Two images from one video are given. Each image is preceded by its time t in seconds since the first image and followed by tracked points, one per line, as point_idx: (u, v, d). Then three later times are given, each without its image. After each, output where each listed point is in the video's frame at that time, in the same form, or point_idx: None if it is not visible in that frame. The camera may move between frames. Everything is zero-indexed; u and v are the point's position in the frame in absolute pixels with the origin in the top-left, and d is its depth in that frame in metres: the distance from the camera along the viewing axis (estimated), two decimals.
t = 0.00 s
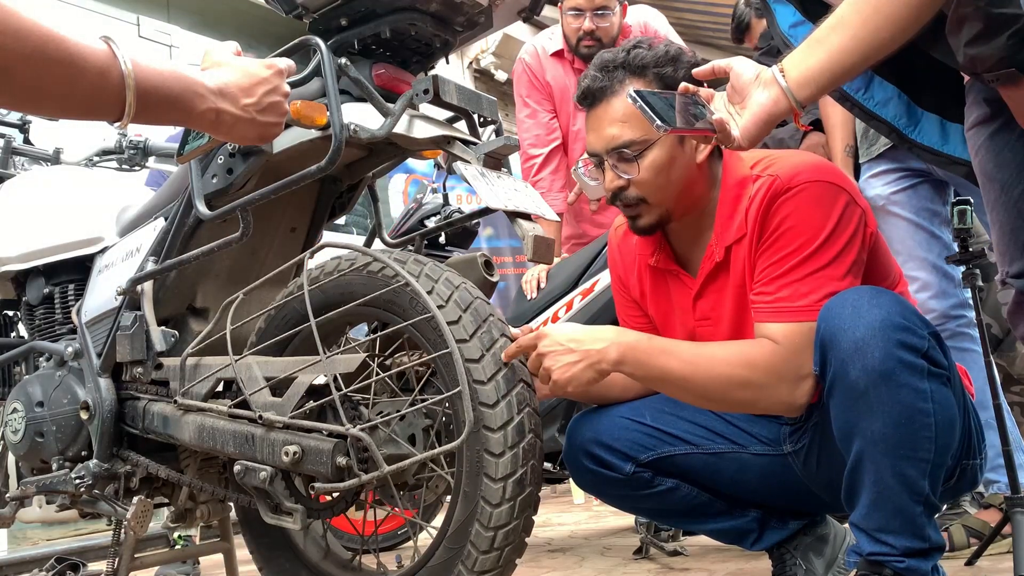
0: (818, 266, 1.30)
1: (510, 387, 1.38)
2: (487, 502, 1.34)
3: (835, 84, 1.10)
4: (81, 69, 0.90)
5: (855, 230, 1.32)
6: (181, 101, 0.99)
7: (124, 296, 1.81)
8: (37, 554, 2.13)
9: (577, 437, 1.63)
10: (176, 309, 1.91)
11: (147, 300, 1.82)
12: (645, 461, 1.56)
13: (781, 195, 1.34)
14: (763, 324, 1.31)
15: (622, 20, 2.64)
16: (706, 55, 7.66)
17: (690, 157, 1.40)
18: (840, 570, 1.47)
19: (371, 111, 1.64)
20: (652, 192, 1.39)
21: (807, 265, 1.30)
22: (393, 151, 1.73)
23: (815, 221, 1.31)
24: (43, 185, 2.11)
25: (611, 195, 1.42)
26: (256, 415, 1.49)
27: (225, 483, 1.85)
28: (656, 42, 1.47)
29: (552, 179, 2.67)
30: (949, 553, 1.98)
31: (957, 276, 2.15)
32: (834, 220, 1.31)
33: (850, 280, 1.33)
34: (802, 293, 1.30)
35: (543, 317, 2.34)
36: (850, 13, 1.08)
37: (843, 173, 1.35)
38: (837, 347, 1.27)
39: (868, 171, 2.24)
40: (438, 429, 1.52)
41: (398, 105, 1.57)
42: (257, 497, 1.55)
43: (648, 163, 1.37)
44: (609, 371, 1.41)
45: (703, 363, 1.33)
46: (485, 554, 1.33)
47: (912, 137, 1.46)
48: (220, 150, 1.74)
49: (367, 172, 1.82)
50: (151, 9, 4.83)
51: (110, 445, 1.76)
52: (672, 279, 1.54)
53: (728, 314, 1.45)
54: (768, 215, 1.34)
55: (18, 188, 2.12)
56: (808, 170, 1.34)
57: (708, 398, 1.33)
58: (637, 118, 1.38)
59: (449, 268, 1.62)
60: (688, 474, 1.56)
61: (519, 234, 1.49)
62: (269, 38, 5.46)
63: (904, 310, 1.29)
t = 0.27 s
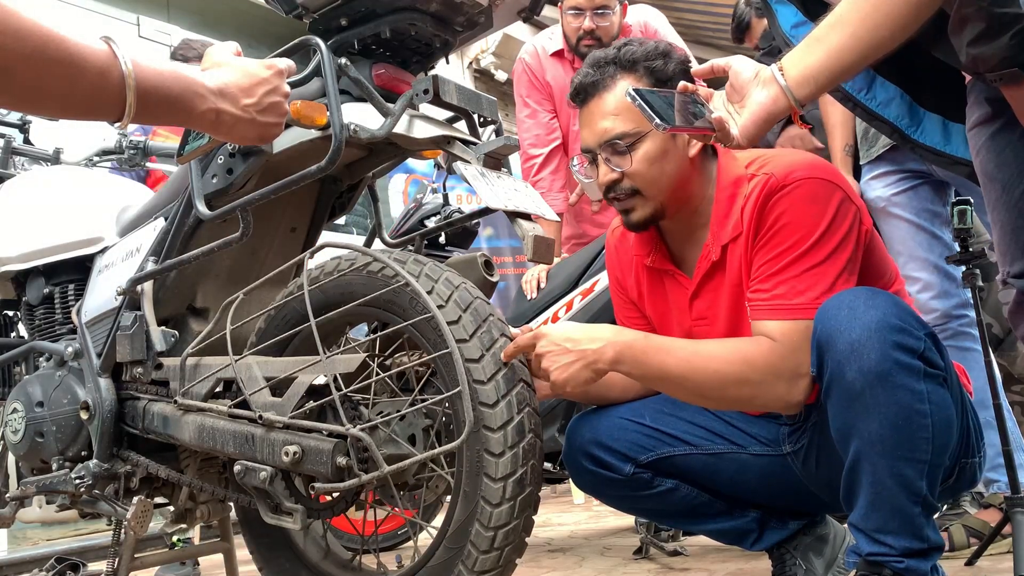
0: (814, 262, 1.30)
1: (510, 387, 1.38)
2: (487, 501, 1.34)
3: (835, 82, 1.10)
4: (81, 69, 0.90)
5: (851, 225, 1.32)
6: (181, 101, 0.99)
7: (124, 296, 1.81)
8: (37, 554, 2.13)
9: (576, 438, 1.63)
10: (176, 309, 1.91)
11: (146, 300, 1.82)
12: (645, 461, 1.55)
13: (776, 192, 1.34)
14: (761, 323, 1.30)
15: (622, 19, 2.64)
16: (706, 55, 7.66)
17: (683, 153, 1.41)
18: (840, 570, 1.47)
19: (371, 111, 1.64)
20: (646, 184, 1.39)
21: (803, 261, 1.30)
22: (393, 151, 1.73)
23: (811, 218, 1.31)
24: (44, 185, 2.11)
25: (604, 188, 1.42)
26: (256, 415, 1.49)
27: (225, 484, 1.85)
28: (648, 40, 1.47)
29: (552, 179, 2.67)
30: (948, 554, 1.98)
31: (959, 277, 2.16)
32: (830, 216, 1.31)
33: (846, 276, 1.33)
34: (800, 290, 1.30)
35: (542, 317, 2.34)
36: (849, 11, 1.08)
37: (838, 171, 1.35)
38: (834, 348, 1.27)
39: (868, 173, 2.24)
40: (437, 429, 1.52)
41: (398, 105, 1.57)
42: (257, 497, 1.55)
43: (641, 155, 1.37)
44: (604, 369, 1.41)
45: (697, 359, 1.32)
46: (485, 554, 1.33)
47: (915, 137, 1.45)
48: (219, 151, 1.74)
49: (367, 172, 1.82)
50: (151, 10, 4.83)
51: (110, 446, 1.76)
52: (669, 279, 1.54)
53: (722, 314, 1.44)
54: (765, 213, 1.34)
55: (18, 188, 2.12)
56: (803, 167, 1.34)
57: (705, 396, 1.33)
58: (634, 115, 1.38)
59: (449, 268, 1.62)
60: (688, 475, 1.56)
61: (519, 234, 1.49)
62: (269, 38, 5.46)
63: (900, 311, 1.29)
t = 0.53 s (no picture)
0: (810, 255, 1.29)
1: (510, 387, 1.38)
2: (487, 501, 1.34)
3: (835, 81, 1.10)
4: (81, 69, 0.91)
5: (846, 220, 1.31)
6: (181, 102, 1.00)
7: (124, 296, 1.81)
8: (37, 554, 2.13)
9: (576, 439, 1.63)
10: (176, 309, 1.91)
11: (146, 299, 1.82)
12: (645, 462, 1.56)
13: (771, 189, 1.33)
14: (757, 318, 1.29)
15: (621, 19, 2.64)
16: (706, 55, 7.66)
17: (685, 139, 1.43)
18: (840, 570, 1.47)
19: (371, 111, 1.64)
20: (652, 160, 1.40)
21: (799, 256, 1.29)
22: (393, 151, 1.73)
23: (806, 213, 1.30)
24: (44, 184, 2.12)
25: (608, 166, 1.42)
26: (256, 415, 1.49)
27: (225, 483, 1.85)
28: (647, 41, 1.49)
29: (552, 179, 2.67)
30: (948, 554, 1.98)
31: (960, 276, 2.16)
32: (825, 211, 1.30)
33: (843, 270, 1.32)
34: (795, 284, 1.28)
35: (543, 316, 2.33)
36: (849, 10, 1.08)
37: (832, 168, 1.35)
38: (833, 350, 1.27)
39: (870, 172, 2.24)
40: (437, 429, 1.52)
41: (398, 105, 1.57)
42: (257, 497, 1.55)
43: (644, 143, 1.40)
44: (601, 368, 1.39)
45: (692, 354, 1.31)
46: (486, 554, 1.33)
47: (915, 137, 1.46)
48: (219, 151, 1.74)
49: (368, 172, 1.82)
50: (152, 10, 4.83)
51: (110, 445, 1.76)
52: (665, 278, 1.55)
53: (717, 313, 1.44)
54: (760, 209, 1.34)
55: (18, 188, 2.12)
56: (798, 164, 1.34)
57: (701, 391, 1.31)
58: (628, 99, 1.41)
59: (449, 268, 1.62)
60: (688, 475, 1.56)
61: (519, 234, 1.49)
62: (269, 38, 5.46)
63: (899, 313, 1.29)
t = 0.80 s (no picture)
0: (802, 249, 1.29)
1: (510, 386, 1.38)
2: (487, 501, 1.34)
3: (835, 78, 1.10)
4: (81, 68, 0.91)
5: (837, 215, 1.31)
6: (182, 100, 0.99)
7: (124, 296, 1.81)
8: (37, 554, 2.13)
9: (575, 440, 1.63)
10: (176, 309, 1.91)
11: (146, 299, 1.82)
12: (645, 462, 1.56)
13: (761, 186, 1.34)
14: (749, 311, 1.29)
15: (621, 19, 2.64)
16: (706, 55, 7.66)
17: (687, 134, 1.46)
18: (840, 570, 1.47)
19: (371, 111, 1.64)
20: (657, 147, 1.43)
21: (790, 251, 1.29)
22: (393, 151, 1.73)
23: (797, 208, 1.30)
24: (44, 184, 2.12)
25: (614, 151, 1.44)
26: (256, 415, 1.49)
27: (225, 483, 1.85)
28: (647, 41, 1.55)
29: (552, 179, 2.67)
30: (948, 554, 1.98)
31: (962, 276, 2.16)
32: (817, 206, 1.30)
33: (836, 263, 1.31)
34: (785, 278, 1.28)
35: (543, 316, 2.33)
36: (850, 7, 1.08)
37: (823, 166, 1.35)
38: (830, 352, 1.27)
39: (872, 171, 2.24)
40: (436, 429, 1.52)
41: (398, 105, 1.57)
42: (257, 497, 1.55)
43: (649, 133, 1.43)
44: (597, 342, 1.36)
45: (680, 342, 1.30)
46: (486, 553, 1.33)
47: (915, 136, 1.47)
48: (220, 151, 1.74)
49: (368, 172, 1.82)
50: (152, 10, 4.83)
51: (110, 446, 1.76)
52: (659, 277, 1.55)
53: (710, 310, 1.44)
54: (751, 205, 1.35)
55: (18, 188, 2.12)
56: (789, 161, 1.35)
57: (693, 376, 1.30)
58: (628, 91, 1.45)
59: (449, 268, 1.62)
60: (688, 476, 1.56)
61: (519, 234, 1.49)
62: (269, 38, 5.46)
63: (896, 314, 1.29)
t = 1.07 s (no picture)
0: (793, 248, 1.29)
1: (510, 386, 1.38)
2: (487, 501, 1.34)
3: (835, 78, 1.10)
4: (81, 68, 0.91)
5: (829, 214, 1.31)
6: (181, 100, 0.99)
7: (124, 296, 1.81)
8: (37, 554, 2.13)
9: (575, 441, 1.63)
10: (176, 309, 1.91)
11: (146, 299, 1.82)
12: (644, 463, 1.55)
13: (753, 187, 1.35)
14: (739, 312, 1.29)
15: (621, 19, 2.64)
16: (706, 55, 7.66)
17: (681, 138, 1.46)
18: (839, 570, 1.48)
19: (371, 111, 1.64)
20: (652, 152, 1.42)
21: (781, 251, 1.29)
22: (393, 152, 1.73)
23: (788, 207, 1.30)
24: (44, 184, 2.12)
25: (608, 157, 1.44)
26: (256, 415, 1.49)
27: (225, 483, 1.85)
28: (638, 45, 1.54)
29: (552, 179, 2.67)
30: (948, 554, 1.98)
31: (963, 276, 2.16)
32: (807, 205, 1.30)
33: (827, 260, 1.31)
34: (776, 279, 1.28)
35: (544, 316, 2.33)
36: (850, 6, 1.08)
37: (815, 165, 1.35)
38: (827, 352, 1.27)
39: (873, 170, 2.24)
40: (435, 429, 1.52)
41: (398, 105, 1.57)
42: (257, 497, 1.55)
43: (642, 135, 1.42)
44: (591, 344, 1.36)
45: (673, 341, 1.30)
46: (486, 554, 1.33)
47: (914, 136, 1.47)
48: (220, 151, 1.74)
49: (368, 172, 1.82)
50: (152, 9, 4.83)
51: (110, 446, 1.76)
52: (654, 280, 1.55)
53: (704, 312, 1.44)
54: (742, 205, 1.35)
55: (18, 188, 2.12)
56: (780, 162, 1.35)
57: (684, 378, 1.30)
58: (623, 95, 1.44)
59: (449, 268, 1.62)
60: (687, 476, 1.56)
61: (519, 234, 1.49)
62: (269, 37, 5.46)
63: (893, 314, 1.29)
